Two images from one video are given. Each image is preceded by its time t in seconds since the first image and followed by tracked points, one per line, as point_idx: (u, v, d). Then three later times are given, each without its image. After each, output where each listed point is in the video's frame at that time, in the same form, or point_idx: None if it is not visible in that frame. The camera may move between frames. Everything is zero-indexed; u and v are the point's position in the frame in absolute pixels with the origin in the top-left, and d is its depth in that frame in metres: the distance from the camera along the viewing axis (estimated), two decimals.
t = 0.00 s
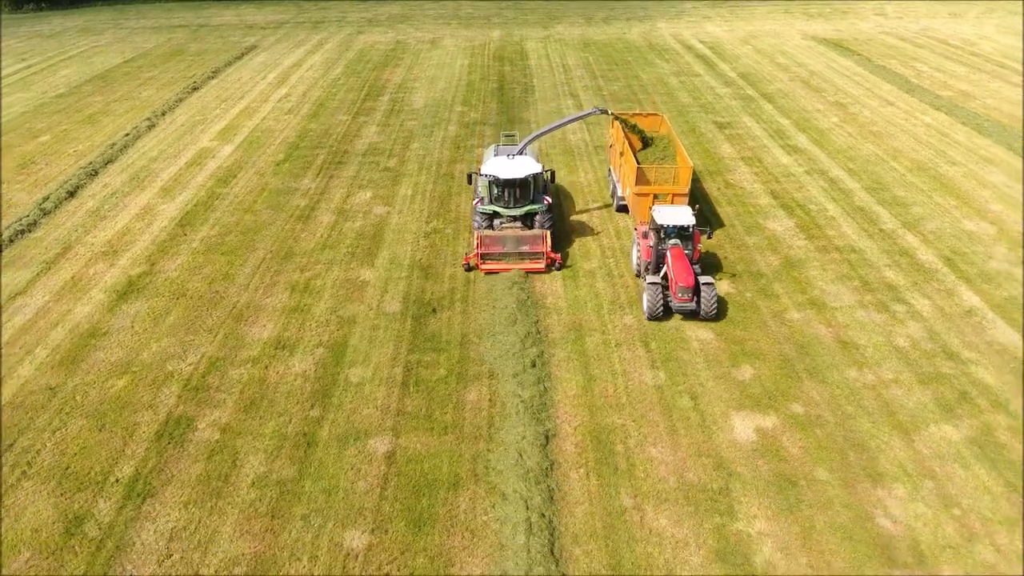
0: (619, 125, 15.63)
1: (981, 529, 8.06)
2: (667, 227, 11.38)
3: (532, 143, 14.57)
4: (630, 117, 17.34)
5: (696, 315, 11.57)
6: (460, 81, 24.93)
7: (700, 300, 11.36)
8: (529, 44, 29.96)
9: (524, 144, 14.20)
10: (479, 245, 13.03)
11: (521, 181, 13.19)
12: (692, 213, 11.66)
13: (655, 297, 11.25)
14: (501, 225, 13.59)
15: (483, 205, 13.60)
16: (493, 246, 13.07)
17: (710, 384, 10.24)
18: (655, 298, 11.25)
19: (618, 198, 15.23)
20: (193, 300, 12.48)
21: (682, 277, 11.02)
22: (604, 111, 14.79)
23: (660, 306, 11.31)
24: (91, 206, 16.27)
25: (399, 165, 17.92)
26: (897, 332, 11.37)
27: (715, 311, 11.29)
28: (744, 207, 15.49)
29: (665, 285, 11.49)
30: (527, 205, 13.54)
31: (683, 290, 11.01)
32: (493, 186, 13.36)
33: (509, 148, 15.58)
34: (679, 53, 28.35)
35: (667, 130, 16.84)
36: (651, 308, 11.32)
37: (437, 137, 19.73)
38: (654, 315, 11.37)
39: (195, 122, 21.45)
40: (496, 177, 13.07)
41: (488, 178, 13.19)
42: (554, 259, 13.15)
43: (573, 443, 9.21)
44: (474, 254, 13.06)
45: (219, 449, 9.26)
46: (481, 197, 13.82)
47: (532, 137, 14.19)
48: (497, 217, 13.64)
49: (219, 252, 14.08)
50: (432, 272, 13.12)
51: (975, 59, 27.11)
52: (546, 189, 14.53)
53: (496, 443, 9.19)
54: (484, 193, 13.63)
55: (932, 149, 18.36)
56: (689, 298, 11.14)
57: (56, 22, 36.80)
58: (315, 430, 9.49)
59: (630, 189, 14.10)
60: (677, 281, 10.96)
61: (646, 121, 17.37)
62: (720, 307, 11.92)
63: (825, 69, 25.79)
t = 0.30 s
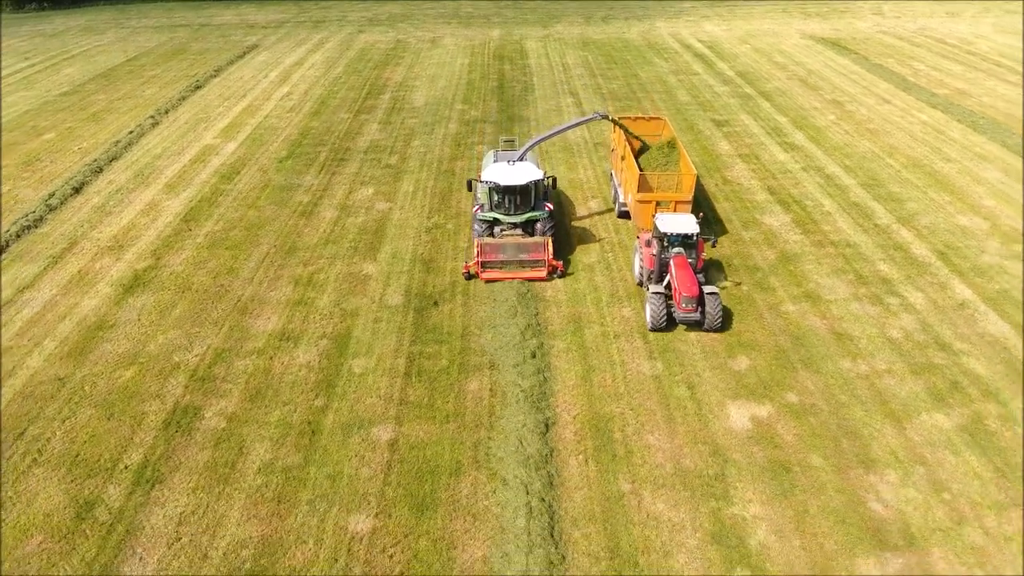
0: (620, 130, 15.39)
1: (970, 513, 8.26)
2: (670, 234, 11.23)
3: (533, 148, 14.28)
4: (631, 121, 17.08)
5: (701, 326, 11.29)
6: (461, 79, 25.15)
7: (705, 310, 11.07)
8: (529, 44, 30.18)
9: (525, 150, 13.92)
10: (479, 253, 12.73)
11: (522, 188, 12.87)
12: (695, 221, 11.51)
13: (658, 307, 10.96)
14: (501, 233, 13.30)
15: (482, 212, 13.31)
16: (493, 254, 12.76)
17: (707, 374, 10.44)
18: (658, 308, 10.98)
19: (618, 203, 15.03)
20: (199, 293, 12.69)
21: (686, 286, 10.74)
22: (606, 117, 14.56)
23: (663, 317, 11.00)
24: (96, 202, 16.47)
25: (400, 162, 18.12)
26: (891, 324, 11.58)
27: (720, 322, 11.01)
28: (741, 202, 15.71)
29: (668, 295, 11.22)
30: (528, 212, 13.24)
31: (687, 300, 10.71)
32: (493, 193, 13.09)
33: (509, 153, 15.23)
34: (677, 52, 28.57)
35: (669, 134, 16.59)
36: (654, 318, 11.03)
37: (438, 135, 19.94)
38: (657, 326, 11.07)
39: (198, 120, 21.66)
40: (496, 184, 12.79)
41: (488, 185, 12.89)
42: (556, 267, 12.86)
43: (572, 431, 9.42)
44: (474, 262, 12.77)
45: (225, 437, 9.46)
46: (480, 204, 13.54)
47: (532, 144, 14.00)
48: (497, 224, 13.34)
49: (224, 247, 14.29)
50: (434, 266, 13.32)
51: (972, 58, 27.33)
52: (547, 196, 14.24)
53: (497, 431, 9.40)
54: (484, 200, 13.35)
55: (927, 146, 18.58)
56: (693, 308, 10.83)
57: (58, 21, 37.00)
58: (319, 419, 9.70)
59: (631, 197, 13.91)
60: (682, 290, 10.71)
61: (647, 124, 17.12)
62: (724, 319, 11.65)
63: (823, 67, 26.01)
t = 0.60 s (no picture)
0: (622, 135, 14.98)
1: (959, 497, 8.46)
2: (673, 244, 10.95)
3: (534, 153, 13.94)
4: (633, 125, 16.67)
5: (704, 337, 11.05)
6: (461, 78, 25.35)
7: (708, 321, 10.83)
8: (528, 43, 30.38)
9: (526, 155, 13.64)
10: (480, 261, 12.42)
11: (523, 194, 12.61)
12: (698, 229, 11.23)
13: (660, 319, 10.70)
14: (501, 240, 13.02)
15: (483, 218, 13.03)
16: (494, 262, 12.45)
17: (703, 365, 10.64)
18: (660, 320, 10.72)
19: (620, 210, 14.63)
20: (203, 287, 12.88)
21: (689, 298, 10.48)
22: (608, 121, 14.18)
23: (665, 329, 10.76)
24: (100, 199, 16.66)
25: (401, 159, 18.32)
26: (884, 316, 11.79)
27: (724, 333, 10.78)
28: (738, 198, 15.92)
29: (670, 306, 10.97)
30: (529, 218, 12.96)
31: (690, 311, 10.46)
32: (493, 199, 12.81)
33: (510, 158, 15.01)
34: (676, 51, 28.78)
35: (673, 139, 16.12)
36: (656, 330, 10.77)
37: (438, 132, 20.13)
38: (659, 338, 10.82)
39: (200, 118, 21.84)
40: (496, 190, 12.51)
41: (488, 190, 12.63)
42: (557, 275, 12.59)
43: (571, 419, 9.62)
44: (474, 270, 12.47)
45: (231, 425, 9.65)
46: (481, 210, 13.27)
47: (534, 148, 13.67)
48: (498, 230, 13.06)
49: (227, 242, 14.48)
50: (435, 260, 13.53)
51: (968, 57, 27.54)
52: (549, 201, 13.94)
53: (497, 419, 9.60)
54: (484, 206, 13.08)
55: (922, 143, 18.79)
56: (697, 320, 10.58)
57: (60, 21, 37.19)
58: (323, 408, 9.89)
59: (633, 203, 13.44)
60: (684, 302, 10.44)
61: (650, 128, 16.70)
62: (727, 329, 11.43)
63: (820, 66, 26.22)
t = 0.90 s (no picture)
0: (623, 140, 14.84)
1: (949, 482, 8.68)
2: (675, 251, 10.77)
3: (536, 160, 13.76)
4: (635, 130, 16.37)
5: (708, 346, 10.90)
6: (461, 76, 25.57)
7: (713, 331, 10.64)
8: (528, 42, 30.60)
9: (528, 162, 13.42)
10: (481, 270, 12.18)
11: (525, 202, 12.39)
12: (700, 236, 11.06)
13: (664, 328, 10.51)
14: (503, 249, 12.78)
15: (484, 227, 12.79)
16: (496, 271, 12.22)
17: (700, 355, 10.86)
18: (664, 330, 10.55)
19: (621, 215, 14.48)
20: (209, 281, 13.08)
21: (693, 307, 10.31)
22: (610, 127, 14.08)
23: (669, 339, 10.57)
24: (105, 195, 16.86)
25: (403, 156, 18.53)
26: (878, 308, 12.00)
27: (729, 342, 10.63)
28: (735, 194, 16.14)
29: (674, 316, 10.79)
30: (532, 227, 12.72)
31: (694, 321, 10.31)
32: (495, 207, 12.58)
33: (510, 165, 14.74)
34: (674, 49, 29.01)
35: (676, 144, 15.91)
36: (660, 340, 10.60)
37: (439, 130, 20.33)
38: (663, 348, 10.66)
39: (203, 116, 22.05)
40: (499, 199, 12.28)
41: (489, 199, 12.38)
42: (561, 284, 12.39)
43: (570, 407, 9.83)
44: (476, 279, 12.24)
45: (238, 415, 9.84)
46: (482, 219, 13.03)
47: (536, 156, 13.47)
48: (500, 239, 12.82)
49: (231, 237, 14.69)
50: (437, 254, 13.74)
51: (964, 55, 27.77)
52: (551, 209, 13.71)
53: (498, 408, 9.81)
54: (486, 215, 12.84)
55: (917, 140, 19.01)
56: (701, 330, 10.43)
57: (61, 20, 37.39)
58: (328, 398, 10.09)
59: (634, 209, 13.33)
60: (688, 312, 10.27)
61: (651, 132, 16.30)
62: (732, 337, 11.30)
63: (817, 64, 26.45)
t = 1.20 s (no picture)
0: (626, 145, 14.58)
1: (940, 467, 8.90)
2: (681, 260, 10.53)
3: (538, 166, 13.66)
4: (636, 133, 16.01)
5: (714, 357, 10.57)
6: (461, 74, 25.80)
7: (718, 341, 10.37)
8: (528, 40, 30.83)
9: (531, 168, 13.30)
10: (484, 278, 11.86)
11: (529, 209, 12.14)
12: (706, 244, 10.85)
13: (668, 338, 10.22)
14: (506, 256, 12.50)
15: (487, 234, 12.50)
16: (498, 279, 11.89)
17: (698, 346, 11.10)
18: (668, 340, 10.22)
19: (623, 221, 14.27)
20: (215, 275, 13.31)
21: (698, 316, 10.02)
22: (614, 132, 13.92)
23: (674, 349, 10.28)
24: (111, 191, 17.09)
25: (405, 153, 18.75)
26: (872, 300, 12.23)
27: (735, 353, 10.31)
28: (733, 190, 16.37)
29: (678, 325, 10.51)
30: (535, 234, 12.46)
31: (700, 331, 9.97)
32: (499, 213, 12.32)
33: (513, 170, 14.50)
34: (673, 48, 29.24)
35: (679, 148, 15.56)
36: (664, 350, 10.26)
37: (440, 127, 20.55)
38: (667, 358, 10.31)
39: (206, 113, 22.26)
40: (503, 205, 12.02)
41: (493, 205, 12.12)
42: (565, 292, 12.06)
43: (570, 395, 10.06)
44: (478, 288, 11.94)
45: (245, 403, 10.06)
46: (485, 225, 12.77)
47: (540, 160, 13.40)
48: (502, 246, 12.53)
49: (237, 232, 14.91)
50: (439, 248, 13.97)
51: (961, 54, 28.00)
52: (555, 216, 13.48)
53: (500, 396, 10.04)
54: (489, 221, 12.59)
55: (913, 137, 19.24)
56: (706, 340, 10.09)
57: (63, 19, 37.59)
58: (333, 386, 10.32)
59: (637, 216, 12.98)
60: (693, 321, 9.96)
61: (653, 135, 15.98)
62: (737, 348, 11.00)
63: (814, 63, 26.68)
